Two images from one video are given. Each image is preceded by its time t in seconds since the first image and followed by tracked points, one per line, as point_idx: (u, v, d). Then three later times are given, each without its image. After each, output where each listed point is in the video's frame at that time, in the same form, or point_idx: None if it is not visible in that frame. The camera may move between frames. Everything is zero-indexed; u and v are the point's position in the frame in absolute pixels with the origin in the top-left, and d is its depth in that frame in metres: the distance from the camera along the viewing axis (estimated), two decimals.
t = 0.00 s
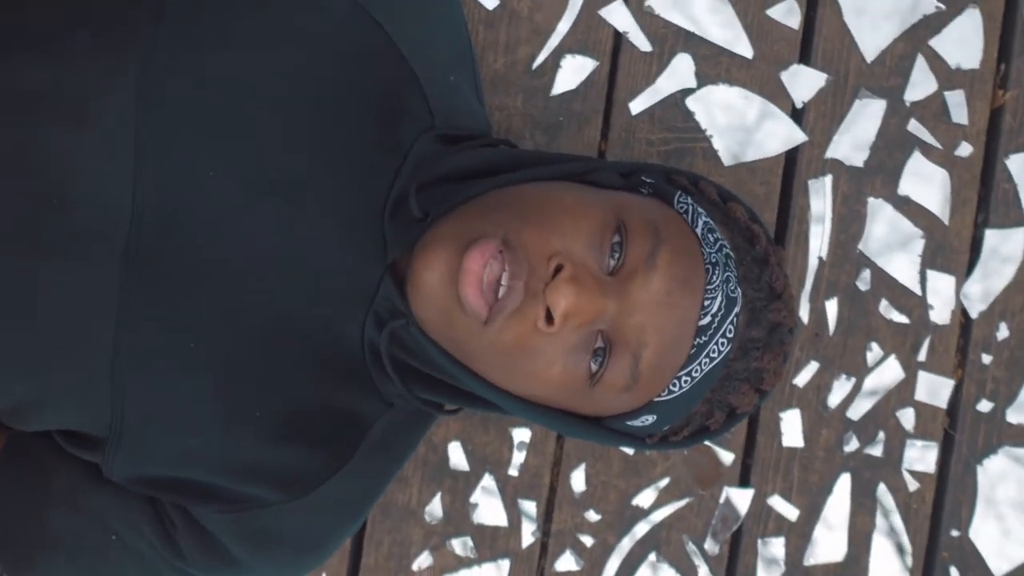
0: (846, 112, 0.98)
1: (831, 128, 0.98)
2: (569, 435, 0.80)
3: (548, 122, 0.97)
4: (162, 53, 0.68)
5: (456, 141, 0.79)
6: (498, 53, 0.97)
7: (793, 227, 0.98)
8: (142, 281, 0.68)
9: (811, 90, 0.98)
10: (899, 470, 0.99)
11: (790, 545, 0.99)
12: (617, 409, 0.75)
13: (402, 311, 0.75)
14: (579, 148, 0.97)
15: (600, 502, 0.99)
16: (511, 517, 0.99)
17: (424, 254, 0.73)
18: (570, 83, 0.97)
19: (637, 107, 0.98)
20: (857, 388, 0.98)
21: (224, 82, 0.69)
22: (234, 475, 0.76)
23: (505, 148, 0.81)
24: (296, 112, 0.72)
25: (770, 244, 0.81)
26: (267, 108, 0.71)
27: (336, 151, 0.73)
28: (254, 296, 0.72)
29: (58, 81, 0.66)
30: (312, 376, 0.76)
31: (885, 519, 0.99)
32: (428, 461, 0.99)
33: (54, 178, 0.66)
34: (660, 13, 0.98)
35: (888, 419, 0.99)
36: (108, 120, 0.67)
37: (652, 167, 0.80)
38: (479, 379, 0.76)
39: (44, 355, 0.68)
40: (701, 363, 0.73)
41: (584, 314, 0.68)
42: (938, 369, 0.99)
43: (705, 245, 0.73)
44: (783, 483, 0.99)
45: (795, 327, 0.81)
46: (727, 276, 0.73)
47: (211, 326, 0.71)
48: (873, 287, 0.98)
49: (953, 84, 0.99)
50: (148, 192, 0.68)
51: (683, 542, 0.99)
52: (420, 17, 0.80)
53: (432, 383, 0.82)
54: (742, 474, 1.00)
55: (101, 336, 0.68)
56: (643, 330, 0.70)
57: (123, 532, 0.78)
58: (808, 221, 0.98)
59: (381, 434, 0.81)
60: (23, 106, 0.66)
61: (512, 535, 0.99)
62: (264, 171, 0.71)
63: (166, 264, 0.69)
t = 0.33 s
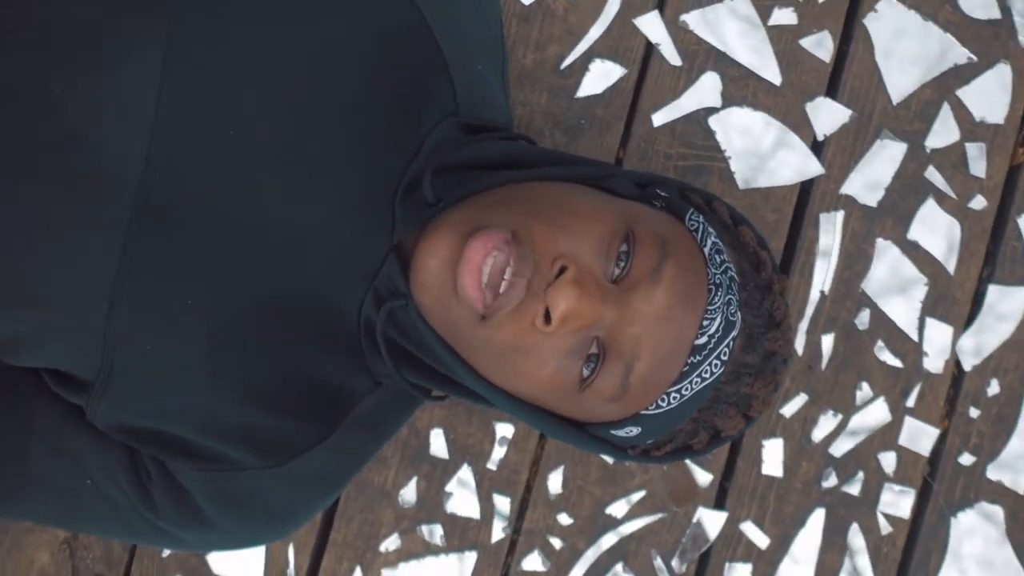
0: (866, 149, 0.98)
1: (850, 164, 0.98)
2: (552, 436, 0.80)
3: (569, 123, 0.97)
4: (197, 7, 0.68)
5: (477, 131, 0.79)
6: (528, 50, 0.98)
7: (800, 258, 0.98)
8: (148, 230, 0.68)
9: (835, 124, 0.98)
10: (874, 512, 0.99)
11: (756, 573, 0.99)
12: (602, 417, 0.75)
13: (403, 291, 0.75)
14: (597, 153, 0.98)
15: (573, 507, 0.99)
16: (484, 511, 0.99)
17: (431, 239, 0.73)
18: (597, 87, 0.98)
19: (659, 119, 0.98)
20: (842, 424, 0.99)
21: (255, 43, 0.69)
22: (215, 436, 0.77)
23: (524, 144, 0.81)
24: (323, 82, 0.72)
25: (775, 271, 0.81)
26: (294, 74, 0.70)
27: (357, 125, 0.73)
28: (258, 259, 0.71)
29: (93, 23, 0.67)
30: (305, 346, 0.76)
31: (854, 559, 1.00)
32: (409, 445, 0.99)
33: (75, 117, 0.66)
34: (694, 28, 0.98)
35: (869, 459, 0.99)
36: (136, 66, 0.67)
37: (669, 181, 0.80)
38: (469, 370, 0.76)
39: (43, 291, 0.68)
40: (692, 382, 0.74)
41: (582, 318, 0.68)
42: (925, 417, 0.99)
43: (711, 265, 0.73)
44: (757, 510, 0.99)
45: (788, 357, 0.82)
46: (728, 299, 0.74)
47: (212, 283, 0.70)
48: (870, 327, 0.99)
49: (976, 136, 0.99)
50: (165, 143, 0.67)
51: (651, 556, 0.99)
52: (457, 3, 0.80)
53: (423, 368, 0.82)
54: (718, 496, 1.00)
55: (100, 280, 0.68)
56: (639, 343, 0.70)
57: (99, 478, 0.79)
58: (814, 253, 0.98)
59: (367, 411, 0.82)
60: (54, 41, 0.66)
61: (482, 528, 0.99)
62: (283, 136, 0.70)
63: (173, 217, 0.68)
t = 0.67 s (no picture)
0: (880, 190, 0.99)
1: (862, 202, 0.99)
2: (533, 434, 0.80)
3: (589, 127, 0.98)
4: None
5: (498, 123, 0.79)
6: (558, 49, 0.98)
7: (801, 289, 0.99)
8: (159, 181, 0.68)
9: (852, 161, 0.99)
10: (842, 550, 1.00)
11: None
12: (586, 421, 0.75)
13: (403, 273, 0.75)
14: (614, 160, 0.98)
15: (545, 507, 0.99)
16: (456, 500, 0.99)
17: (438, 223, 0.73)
18: (622, 95, 0.98)
19: (680, 134, 0.98)
20: (822, 459, 0.99)
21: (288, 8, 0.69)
22: (200, 393, 0.77)
23: (543, 141, 0.80)
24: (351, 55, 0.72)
25: (775, 299, 0.82)
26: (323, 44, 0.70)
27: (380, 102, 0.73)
28: (264, 223, 0.71)
29: None
30: (301, 315, 0.76)
31: None
32: (391, 426, 0.99)
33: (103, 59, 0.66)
34: (724, 48, 0.98)
35: (843, 496, 1.00)
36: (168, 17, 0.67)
37: (681, 197, 0.80)
38: (460, 358, 0.76)
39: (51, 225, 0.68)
40: (680, 398, 0.74)
41: (579, 322, 0.68)
42: (904, 461, 0.99)
43: (713, 285, 0.74)
44: (727, 533, 1.00)
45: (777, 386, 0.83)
46: (726, 321, 0.74)
47: (216, 239, 0.70)
48: (862, 366, 0.99)
49: (990, 191, 0.99)
50: (186, 96, 0.67)
51: (616, 565, 0.99)
52: None
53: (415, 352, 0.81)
54: (690, 514, 1.00)
55: (106, 224, 0.68)
56: (632, 353, 0.70)
57: (81, 421, 0.79)
58: (816, 286, 0.99)
59: (354, 386, 0.82)
60: None
61: (453, 516, 0.99)
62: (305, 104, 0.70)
63: (186, 170, 0.68)
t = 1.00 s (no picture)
0: (887, 232, 0.99)
1: (868, 242, 0.99)
2: (516, 429, 0.80)
3: (608, 132, 0.98)
4: None
5: (519, 117, 0.79)
6: (587, 51, 0.98)
7: (797, 319, 0.99)
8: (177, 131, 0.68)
9: (863, 200, 0.99)
10: None
11: None
12: (569, 423, 0.76)
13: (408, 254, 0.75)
14: (629, 168, 0.98)
15: (516, 503, 1.00)
16: (429, 484, 1.00)
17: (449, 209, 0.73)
18: (644, 105, 0.98)
19: (697, 151, 0.98)
20: (795, 489, 1.00)
21: None
22: (188, 343, 0.77)
23: (561, 140, 0.81)
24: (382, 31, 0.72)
25: (770, 325, 0.82)
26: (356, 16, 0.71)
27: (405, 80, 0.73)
28: (275, 186, 0.71)
29: None
30: (300, 282, 0.76)
31: None
32: (374, 403, 1.00)
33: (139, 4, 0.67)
34: (751, 72, 0.99)
35: (812, 530, 1.00)
36: None
37: (692, 213, 0.80)
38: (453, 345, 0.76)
39: (67, 159, 0.69)
40: (664, 411, 0.74)
41: (575, 323, 0.68)
42: (876, 503, 1.00)
43: (711, 304, 0.74)
44: (693, 551, 1.00)
45: (761, 412, 0.83)
46: (719, 341, 0.74)
47: (227, 195, 0.71)
48: (847, 404, 0.99)
49: (995, 247, 0.99)
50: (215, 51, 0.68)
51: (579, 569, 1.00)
52: None
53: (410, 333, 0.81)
54: (658, 528, 1.00)
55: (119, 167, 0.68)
56: (622, 360, 0.70)
57: (68, 357, 0.80)
58: (811, 319, 0.99)
59: (344, 360, 0.81)
60: None
61: (424, 500, 1.00)
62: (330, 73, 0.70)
63: (205, 123, 0.69)
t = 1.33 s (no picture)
0: (888, 274, 0.99)
1: (868, 282, 0.99)
2: (494, 419, 0.80)
3: (626, 140, 0.98)
4: None
5: (539, 111, 0.78)
6: (616, 56, 0.98)
7: (787, 349, 0.99)
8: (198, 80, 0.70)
9: (870, 239, 0.99)
10: None
11: None
12: (548, 421, 0.76)
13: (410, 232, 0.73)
14: (642, 177, 0.98)
15: (486, 494, 1.00)
16: (403, 464, 1.00)
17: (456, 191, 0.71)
18: (666, 116, 0.98)
19: (711, 170, 0.98)
20: (764, 517, 1.00)
21: None
22: (181, 291, 0.77)
23: (578, 140, 0.80)
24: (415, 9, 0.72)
25: (760, 352, 0.83)
26: None
27: (433, 61, 0.73)
28: (288, 148, 0.72)
29: None
30: (299, 247, 0.76)
31: None
32: (359, 376, 1.00)
33: None
34: (775, 98, 0.99)
35: (775, 558, 1.00)
36: None
37: (698, 231, 0.80)
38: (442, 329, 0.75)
39: (91, 95, 0.70)
40: (644, 422, 0.75)
41: (568, 323, 0.67)
42: (842, 541, 1.00)
43: (705, 322, 0.74)
44: (655, 565, 1.00)
45: (740, 436, 0.84)
46: (708, 360, 0.75)
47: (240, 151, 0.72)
48: (826, 439, 1.00)
49: (993, 304, 0.99)
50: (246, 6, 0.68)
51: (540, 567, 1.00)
52: None
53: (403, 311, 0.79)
54: (624, 537, 1.01)
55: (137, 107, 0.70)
56: (609, 366, 0.70)
57: (62, 290, 0.81)
58: (802, 351, 0.99)
59: (334, 329, 0.80)
60: None
61: (395, 479, 1.00)
62: (358, 44, 0.70)
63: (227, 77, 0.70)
